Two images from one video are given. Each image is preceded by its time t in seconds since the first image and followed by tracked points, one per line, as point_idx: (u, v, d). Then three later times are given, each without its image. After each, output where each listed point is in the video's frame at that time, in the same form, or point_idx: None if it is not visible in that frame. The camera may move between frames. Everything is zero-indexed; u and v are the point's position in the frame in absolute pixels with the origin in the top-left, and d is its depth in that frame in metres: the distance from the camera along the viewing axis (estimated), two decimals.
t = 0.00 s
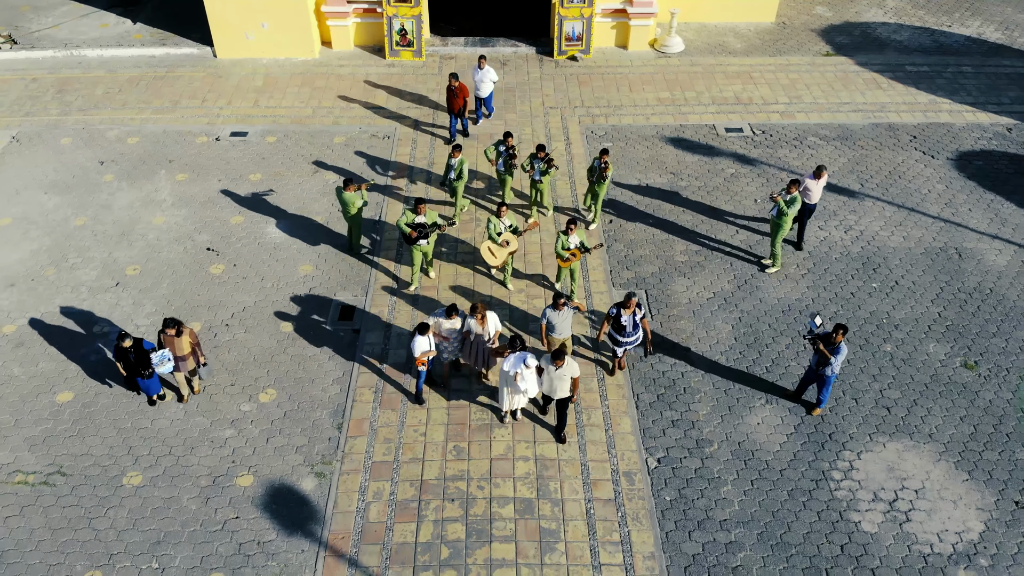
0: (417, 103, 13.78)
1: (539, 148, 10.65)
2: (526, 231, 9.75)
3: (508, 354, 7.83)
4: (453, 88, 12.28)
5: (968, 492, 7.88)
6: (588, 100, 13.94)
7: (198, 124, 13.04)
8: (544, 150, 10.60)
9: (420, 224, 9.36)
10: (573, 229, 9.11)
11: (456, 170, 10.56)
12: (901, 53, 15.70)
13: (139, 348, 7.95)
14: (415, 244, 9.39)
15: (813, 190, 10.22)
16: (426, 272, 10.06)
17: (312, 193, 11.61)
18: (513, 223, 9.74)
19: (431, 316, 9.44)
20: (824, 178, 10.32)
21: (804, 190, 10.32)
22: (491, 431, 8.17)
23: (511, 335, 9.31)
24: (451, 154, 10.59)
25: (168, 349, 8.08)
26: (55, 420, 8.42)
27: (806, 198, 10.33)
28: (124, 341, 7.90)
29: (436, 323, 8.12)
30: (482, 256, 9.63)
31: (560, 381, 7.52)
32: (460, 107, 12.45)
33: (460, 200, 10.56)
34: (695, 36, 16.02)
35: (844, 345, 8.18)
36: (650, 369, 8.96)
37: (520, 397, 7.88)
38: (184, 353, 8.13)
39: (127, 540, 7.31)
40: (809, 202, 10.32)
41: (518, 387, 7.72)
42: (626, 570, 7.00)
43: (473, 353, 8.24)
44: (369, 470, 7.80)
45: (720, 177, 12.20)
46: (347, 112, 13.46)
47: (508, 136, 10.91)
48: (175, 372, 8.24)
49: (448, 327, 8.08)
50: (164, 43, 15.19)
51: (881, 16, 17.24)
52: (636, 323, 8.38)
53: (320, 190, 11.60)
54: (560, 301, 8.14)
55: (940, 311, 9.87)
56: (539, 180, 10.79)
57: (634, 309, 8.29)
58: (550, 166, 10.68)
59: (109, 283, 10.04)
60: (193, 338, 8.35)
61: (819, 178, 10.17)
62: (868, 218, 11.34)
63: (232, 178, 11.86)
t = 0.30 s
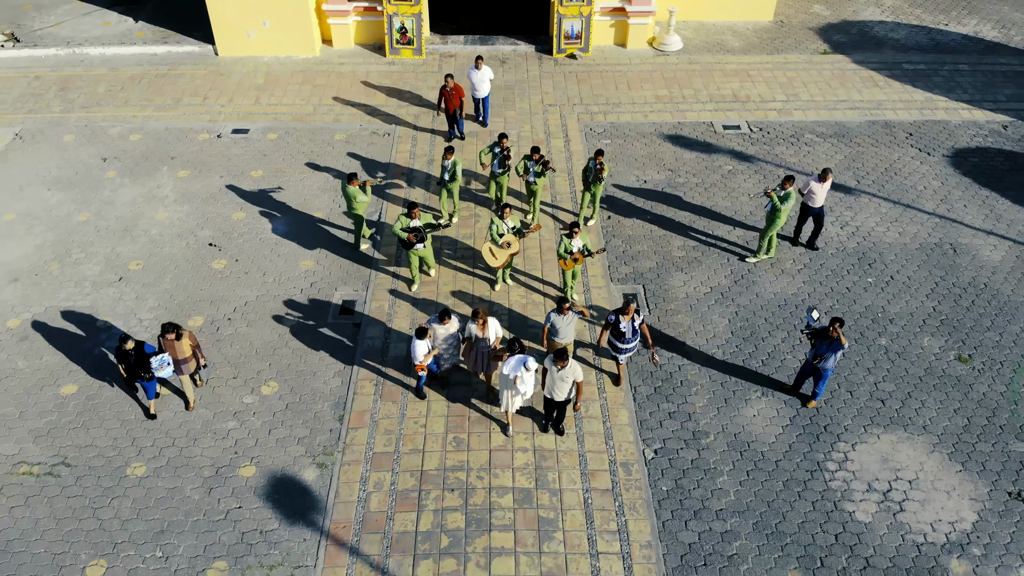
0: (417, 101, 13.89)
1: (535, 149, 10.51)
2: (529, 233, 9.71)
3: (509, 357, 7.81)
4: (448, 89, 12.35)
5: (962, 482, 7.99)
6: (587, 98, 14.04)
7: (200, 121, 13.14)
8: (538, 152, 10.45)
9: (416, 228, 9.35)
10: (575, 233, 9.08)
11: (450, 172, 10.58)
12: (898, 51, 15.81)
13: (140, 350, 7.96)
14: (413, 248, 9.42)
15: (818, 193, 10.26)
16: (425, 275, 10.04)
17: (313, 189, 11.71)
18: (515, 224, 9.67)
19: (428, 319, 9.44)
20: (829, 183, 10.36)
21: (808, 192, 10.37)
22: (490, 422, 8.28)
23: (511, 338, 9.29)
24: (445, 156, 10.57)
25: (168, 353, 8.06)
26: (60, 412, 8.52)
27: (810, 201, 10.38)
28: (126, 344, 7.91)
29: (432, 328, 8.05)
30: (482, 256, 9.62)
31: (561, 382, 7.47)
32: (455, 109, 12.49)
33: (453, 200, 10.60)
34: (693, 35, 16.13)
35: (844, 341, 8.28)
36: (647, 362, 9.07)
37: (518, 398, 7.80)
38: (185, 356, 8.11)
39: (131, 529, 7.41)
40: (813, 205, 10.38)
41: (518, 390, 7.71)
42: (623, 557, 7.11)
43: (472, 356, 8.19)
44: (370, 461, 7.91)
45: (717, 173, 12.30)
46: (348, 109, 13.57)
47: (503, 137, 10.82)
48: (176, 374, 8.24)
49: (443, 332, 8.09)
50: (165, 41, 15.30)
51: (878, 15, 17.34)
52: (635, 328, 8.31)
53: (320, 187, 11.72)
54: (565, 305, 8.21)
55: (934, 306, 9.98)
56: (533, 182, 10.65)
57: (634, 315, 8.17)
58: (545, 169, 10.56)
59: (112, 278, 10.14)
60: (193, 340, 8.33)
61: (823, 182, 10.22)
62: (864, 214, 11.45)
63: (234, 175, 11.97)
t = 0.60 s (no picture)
0: (417, 98, 14.03)
1: (531, 151, 10.54)
2: (528, 234, 9.75)
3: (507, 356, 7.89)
4: (447, 92, 12.24)
5: (953, 470, 8.12)
6: (585, 94, 14.18)
7: (202, 117, 13.27)
8: (535, 154, 10.49)
9: (417, 231, 9.35)
10: (573, 235, 9.16)
11: (442, 173, 10.64)
12: (893, 49, 15.94)
13: (142, 348, 8.01)
14: (414, 251, 9.34)
15: (823, 199, 10.19)
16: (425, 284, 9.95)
17: (314, 184, 11.86)
18: (514, 226, 9.74)
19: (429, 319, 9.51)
20: (837, 189, 10.24)
21: (814, 197, 10.31)
22: (489, 411, 8.42)
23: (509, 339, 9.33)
24: (435, 158, 10.58)
25: (168, 352, 8.16)
26: (65, 401, 8.65)
27: (814, 205, 10.32)
28: (130, 343, 7.95)
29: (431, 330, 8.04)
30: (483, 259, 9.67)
31: (558, 381, 7.49)
32: (455, 112, 12.39)
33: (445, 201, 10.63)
34: (690, 32, 16.26)
35: (839, 332, 8.42)
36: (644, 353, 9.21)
37: (515, 399, 7.92)
38: (184, 354, 8.19)
39: (136, 515, 7.55)
40: (817, 210, 10.33)
41: (516, 389, 7.75)
42: (619, 542, 7.24)
43: (473, 357, 8.30)
44: (371, 448, 8.04)
45: (714, 169, 12.44)
46: (348, 106, 13.71)
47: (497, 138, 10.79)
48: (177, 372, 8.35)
49: (441, 333, 8.10)
50: (168, 38, 15.43)
51: (874, 13, 17.49)
52: (633, 328, 8.30)
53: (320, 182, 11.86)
54: (567, 305, 8.26)
55: (927, 298, 10.11)
56: (529, 183, 10.69)
57: (632, 315, 8.17)
58: (541, 170, 10.57)
59: (116, 271, 10.28)
60: (193, 337, 8.40)
61: (830, 186, 10.18)
62: (858, 208, 11.58)
63: (236, 170, 12.10)
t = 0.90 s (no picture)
0: (417, 94, 14.21)
1: (526, 150, 10.69)
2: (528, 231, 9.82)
3: (505, 354, 7.88)
4: (449, 92, 12.31)
5: (942, 454, 8.29)
6: (583, 90, 14.35)
7: (205, 112, 13.44)
8: (531, 152, 10.63)
9: (421, 231, 9.47)
10: (571, 234, 9.18)
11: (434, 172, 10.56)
12: (888, 45, 16.12)
13: (143, 342, 8.04)
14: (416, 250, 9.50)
15: (826, 197, 10.12)
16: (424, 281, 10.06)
17: (316, 178, 12.03)
18: (513, 224, 9.79)
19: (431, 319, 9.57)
20: (840, 187, 10.17)
21: (816, 195, 10.24)
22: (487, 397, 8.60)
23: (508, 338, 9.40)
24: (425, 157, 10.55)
25: (172, 347, 8.22)
26: (72, 388, 8.83)
27: (817, 204, 10.25)
28: (130, 337, 7.96)
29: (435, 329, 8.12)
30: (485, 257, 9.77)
31: (554, 376, 7.63)
32: (456, 111, 12.51)
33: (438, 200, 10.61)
34: (687, 29, 16.44)
35: (832, 321, 8.56)
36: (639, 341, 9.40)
37: (513, 395, 7.91)
38: (189, 349, 8.22)
39: (142, 498, 7.72)
40: (820, 208, 10.24)
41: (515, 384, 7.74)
42: (614, 523, 7.42)
43: (471, 355, 8.30)
44: (372, 433, 8.23)
45: (710, 162, 12.61)
46: (349, 101, 13.88)
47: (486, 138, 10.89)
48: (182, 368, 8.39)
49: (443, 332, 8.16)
50: (170, 35, 15.61)
51: (869, 10, 17.66)
52: (633, 330, 8.27)
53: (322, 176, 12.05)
54: (565, 303, 8.32)
55: (918, 288, 10.28)
56: (525, 181, 10.82)
57: (631, 316, 8.13)
58: (537, 169, 10.72)
59: (121, 262, 10.45)
60: (197, 333, 8.44)
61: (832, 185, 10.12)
62: (852, 201, 11.76)
63: (239, 164, 12.28)
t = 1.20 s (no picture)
0: (417, 88, 14.43)
1: (518, 148, 10.79)
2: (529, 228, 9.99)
3: (508, 346, 8.04)
4: (446, 91, 12.40)
5: (929, 436, 8.49)
6: (581, 84, 14.57)
7: (208, 106, 13.66)
8: (523, 150, 10.75)
9: (421, 228, 9.50)
10: (574, 232, 9.25)
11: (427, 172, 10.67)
12: (882, 41, 16.33)
13: (142, 335, 8.14)
14: (416, 248, 9.50)
15: (823, 197, 10.29)
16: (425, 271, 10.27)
17: (317, 170, 12.24)
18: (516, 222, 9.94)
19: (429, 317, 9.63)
20: (836, 188, 10.36)
21: (813, 196, 10.41)
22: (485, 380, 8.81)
23: (508, 332, 9.53)
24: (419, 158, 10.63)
25: (178, 340, 8.35)
26: (80, 372, 9.04)
27: (814, 205, 10.42)
28: (128, 330, 8.05)
29: (434, 325, 8.19)
30: (486, 253, 9.89)
31: (551, 368, 7.68)
32: (454, 110, 12.63)
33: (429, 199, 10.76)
34: (684, 25, 16.65)
35: (822, 308, 8.76)
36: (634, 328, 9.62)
37: (518, 387, 8.09)
38: (194, 343, 8.37)
39: (149, 477, 7.93)
40: (817, 209, 10.40)
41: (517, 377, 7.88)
42: (608, 500, 7.64)
43: (470, 348, 8.39)
44: (373, 415, 8.45)
45: (705, 155, 12.82)
46: (350, 95, 14.10)
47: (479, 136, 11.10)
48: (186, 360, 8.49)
49: (443, 327, 8.25)
50: (174, 31, 15.82)
51: (864, 6, 17.88)
52: (632, 325, 8.45)
53: (323, 169, 12.25)
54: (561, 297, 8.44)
55: (908, 277, 10.49)
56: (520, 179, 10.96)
57: (631, 312, 8.31)
58: (531, 166, 10.87)
59: (127, 251, 10.67)
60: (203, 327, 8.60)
61: (828, 186, 10.32)
62: (844, 193, 11.97)
63: (242, 157, 12.49)
